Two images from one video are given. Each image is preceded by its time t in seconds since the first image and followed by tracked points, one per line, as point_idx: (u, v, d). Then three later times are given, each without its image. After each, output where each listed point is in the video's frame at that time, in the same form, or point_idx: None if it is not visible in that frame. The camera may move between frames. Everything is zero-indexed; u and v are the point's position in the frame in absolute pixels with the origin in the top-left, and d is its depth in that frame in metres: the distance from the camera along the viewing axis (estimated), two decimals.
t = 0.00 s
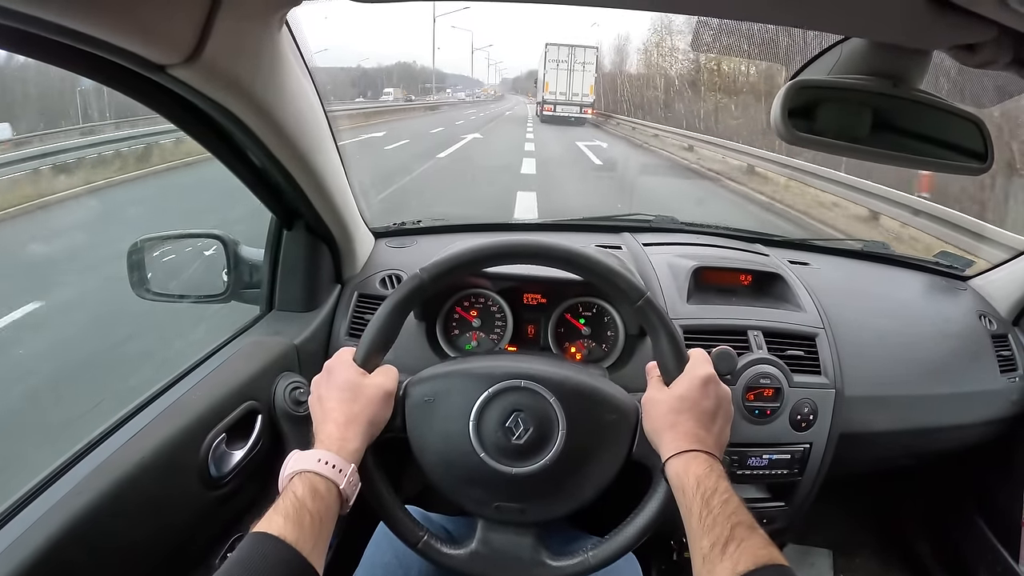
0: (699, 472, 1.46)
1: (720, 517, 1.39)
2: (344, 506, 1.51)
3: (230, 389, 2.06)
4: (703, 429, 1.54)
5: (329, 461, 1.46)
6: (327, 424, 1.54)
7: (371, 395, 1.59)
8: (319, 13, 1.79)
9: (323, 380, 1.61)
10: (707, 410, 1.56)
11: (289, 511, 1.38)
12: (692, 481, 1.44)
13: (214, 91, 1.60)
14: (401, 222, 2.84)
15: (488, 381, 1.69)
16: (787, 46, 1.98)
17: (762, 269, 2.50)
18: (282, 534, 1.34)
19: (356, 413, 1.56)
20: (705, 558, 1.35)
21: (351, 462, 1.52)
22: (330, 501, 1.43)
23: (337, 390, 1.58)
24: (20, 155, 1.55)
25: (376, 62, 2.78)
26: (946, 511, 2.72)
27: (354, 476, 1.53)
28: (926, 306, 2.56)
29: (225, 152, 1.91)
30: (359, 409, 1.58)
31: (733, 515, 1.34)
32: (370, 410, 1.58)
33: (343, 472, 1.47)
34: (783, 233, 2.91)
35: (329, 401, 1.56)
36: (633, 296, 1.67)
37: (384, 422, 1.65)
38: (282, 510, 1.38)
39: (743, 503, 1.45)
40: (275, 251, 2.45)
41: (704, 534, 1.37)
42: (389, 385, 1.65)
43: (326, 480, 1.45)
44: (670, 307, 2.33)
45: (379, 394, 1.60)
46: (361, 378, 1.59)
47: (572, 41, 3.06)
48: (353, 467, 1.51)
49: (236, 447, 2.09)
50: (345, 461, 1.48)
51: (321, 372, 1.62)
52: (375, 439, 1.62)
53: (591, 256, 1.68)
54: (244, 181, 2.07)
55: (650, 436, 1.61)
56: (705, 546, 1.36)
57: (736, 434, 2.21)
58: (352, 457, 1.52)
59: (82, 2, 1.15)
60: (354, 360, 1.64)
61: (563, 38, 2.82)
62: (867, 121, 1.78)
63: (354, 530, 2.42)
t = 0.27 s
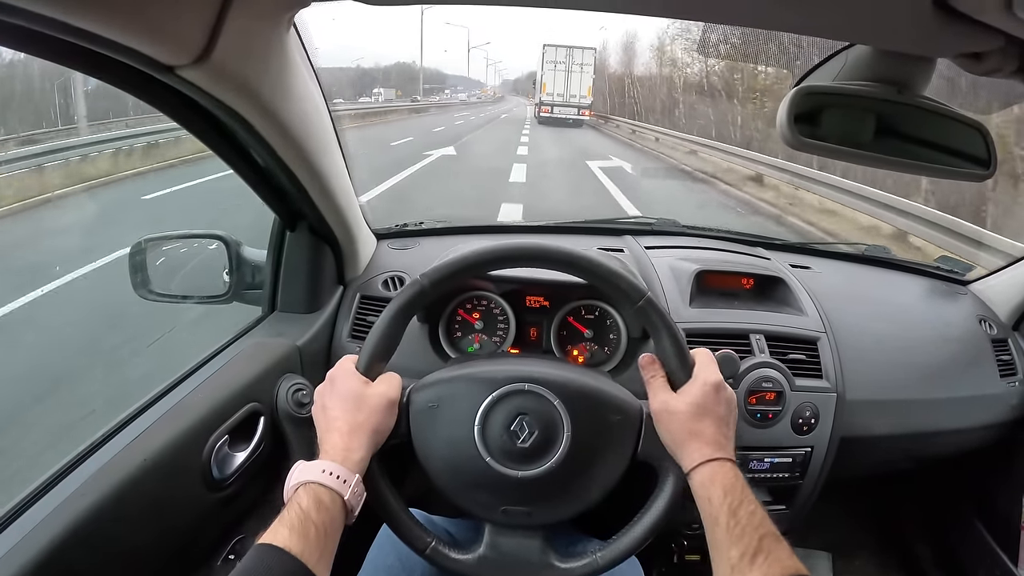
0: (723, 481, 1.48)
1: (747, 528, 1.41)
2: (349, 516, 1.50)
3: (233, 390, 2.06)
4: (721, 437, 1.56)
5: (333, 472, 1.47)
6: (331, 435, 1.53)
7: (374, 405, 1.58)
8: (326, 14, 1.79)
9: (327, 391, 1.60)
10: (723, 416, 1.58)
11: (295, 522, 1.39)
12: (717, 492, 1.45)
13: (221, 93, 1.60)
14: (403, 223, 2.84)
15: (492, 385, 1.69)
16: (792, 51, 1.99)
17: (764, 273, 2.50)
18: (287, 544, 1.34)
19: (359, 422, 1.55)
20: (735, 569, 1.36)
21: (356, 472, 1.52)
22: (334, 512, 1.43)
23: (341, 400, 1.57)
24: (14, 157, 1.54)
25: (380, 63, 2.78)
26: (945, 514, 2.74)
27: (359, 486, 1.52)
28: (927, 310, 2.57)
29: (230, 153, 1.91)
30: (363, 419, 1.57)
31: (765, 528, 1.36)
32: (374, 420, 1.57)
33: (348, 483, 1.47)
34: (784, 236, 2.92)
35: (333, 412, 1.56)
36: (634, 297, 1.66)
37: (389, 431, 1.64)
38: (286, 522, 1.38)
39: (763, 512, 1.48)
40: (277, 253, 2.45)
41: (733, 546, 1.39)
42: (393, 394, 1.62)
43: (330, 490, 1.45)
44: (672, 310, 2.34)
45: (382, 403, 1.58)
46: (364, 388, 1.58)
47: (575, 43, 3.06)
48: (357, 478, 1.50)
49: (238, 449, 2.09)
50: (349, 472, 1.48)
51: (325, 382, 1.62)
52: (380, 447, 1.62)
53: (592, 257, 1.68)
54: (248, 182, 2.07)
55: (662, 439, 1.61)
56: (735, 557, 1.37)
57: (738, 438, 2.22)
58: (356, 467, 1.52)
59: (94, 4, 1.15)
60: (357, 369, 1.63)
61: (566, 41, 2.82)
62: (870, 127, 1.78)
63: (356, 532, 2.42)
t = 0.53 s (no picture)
0: None
1: None
2: (368, 522, 1.51)
3: (243, 390, 2.04)
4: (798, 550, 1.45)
5: (352, 479, 1.46)
6: (348, 439, 1.52)
7: (392, 410, 1.57)
8: (347, 11, 1.79)
9: (340, 395, 1.57)
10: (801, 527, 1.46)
11: (314, 531, 1.39)
12: None
13: (244, 86, 1.59)
14: (410, 223, 2.84)
15: (509, 387, 1.68)
16: (806, 55, 2.00)
17: (771, 275, 2.51)
18: (308, 555, 1.34)
19: (377, 428, 1.53)
20: None
21: (375, 479, 1.52)
22: (354, 522, 1.44)
23: (357, 406, 1.55)
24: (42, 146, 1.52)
25: (390, 62, 2.77)
26: (947, 516, 2.76)
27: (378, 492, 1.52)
28: (932, 313, 2.59)
29: (245, 149, 1.89)
30: (380, 424, 1.55)
31: None
32: (391, 426, 1.56)
33: (368, 492, 1.47)
34: (788, 238, 2.93)
35: (350, 418, 1.53)
36: (651, 297, 1.63)
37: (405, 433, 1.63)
38: (305, 531, 1.38)
39: None
40: (286, 252, 2.44)
41: None
42: (408, 398, 1.61)
43: (350, 499, 1.45)
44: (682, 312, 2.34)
45: (399, 409, 1.57)
46: (381, 395, 1.55)
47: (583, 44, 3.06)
48: (376, 485, 1.50)
49: (247, 450, 2.07)
50: (369, 480, 1.48)
51: (338, 387, 1.57)
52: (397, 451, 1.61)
53: (609, 258, 1.63)
54: (261, 179, 2.06)
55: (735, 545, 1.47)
56: None
57: (747, 440, 2.23)
58: (375, 474, 1.52)
59: None
60: (371, 374, 1.60)
61: (577, 42, 2.82)
62: (883, 130, 1.79)
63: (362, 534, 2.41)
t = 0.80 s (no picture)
0: None
1: None
2: (374, 526, 1.52)
3: (245, 387, 2.04)
4: None
5: (361, 483, 1.47)
6: (356, 442, 1.51)
7: (400, 413, 1.56)
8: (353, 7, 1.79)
9: (345, 400, 1.54)
10: None
11: (320, 533, 1.38)
12: None
13: (252, 80, 1.59)
14: (411, 221, 2.84)
15: (512, 385, 1.68)
16: (809, 56, 2.00)
17: (772, 276, 2.52)
18: (313, 556, 1.33)
19: (386, 432, 1.54)
20: None
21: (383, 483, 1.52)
22: (362, 525, 1.45)
23: (364, 411, 1.53)
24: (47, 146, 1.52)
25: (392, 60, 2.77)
26: (946, 517, 2.77)
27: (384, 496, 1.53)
28: (931, 314, 2.60)
29: (248, 144, 1.89)
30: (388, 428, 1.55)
31: None
32: (399, 429, 1.56)
33: (377, 495, 1.47)
34: (788, 239, 2.93)
35: (358, 424, 1.52)
36: (654, 296, 1.62)
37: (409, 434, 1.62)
38: (311, 534, 1.38)
39: None
40: (287, 249, 2.44)
41: None
42: (413, 399, 1.61)
43: (358, 502, 1.46)
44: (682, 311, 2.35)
45: (407, 412, 1.57)
46: (390, 400, 1.54)
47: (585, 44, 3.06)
48: (384, 490, 1.51)
49: (248, 447, 2.07)
50: (378, 484, 1.49)
51: (343, 391, 1.54)
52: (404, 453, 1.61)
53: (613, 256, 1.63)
54: (264, 176, 2.05)
55: None
56: None
57: (748, 439, 2.23)
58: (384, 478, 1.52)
59: None
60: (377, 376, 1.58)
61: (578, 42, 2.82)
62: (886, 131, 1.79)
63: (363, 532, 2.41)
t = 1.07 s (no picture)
0: None
1: None
2: (386, 536, 1.55)
3: (244, 390, 2.05)
4: None
5: (374, 495, 1.49)
6: (371, 454, 1.53)
7: (413, 426, 1.60)
8: (352, 12, 1.80)
9: (359, 410, 1.56)
10: None
11: (331, 544, 1.42)
12: None
13: (251, 88, 1.60)
14: (410, 224, 2.86)
15: (510, 388, 1.70)
16: (805, 61, 2.01)
17: (768, 279, 2.53)
18: (324, 568, 1.37)
19: (400, 445, 1.56)
20: None
21: (395, 495, 1.55)
22: (372, 536, 1.48)
23: (378, 422, 1.55)
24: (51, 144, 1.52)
25: (391, 63, 2.78)
26: (942, 520, 2.79)
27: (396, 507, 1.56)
28: (928, 318, 2.62)
29: (248, 149, 1.91)
30: (401, 439, 1.58)
31: None
32: (411, 441, 1.59)
33: (389, 509, 1.50)
34: (786, 242, 2.95)
35: (372, 434, 1.54)
36: (651, 300, 1.64)
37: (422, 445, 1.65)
38: (324, 546, 1.41)
39: None
40: (286, 252, 2.45)
41: None
42: (424, 409, 1.64)
43: (370, 514, 1.49)
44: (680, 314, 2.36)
45: (419, 424, 1.60)
46: (403, 412, 1.57)
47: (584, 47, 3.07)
48: (397, 502, 1.54)
49: (248, 450, 2.08)
50: (391, 497, 1.51)
51: (358, 401, 1.56)
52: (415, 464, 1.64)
53: (609, 259, 1.64)
54: (263, 179, 2.07)
55: None
56: None
57: (744, 442, 2.25)
58: (396, 490, 1.55)
59: None
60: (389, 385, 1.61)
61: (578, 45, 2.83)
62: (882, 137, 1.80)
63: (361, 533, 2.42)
